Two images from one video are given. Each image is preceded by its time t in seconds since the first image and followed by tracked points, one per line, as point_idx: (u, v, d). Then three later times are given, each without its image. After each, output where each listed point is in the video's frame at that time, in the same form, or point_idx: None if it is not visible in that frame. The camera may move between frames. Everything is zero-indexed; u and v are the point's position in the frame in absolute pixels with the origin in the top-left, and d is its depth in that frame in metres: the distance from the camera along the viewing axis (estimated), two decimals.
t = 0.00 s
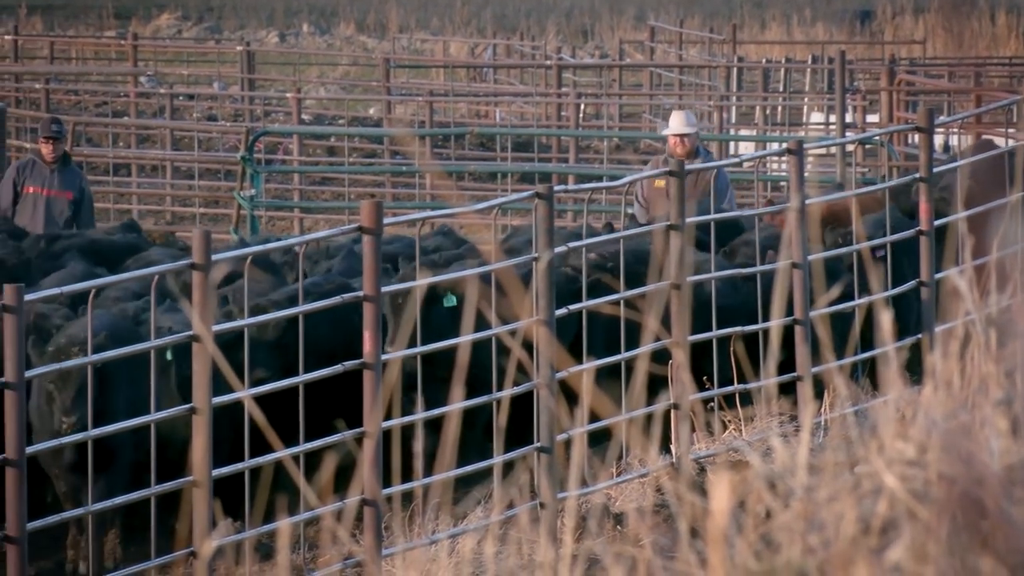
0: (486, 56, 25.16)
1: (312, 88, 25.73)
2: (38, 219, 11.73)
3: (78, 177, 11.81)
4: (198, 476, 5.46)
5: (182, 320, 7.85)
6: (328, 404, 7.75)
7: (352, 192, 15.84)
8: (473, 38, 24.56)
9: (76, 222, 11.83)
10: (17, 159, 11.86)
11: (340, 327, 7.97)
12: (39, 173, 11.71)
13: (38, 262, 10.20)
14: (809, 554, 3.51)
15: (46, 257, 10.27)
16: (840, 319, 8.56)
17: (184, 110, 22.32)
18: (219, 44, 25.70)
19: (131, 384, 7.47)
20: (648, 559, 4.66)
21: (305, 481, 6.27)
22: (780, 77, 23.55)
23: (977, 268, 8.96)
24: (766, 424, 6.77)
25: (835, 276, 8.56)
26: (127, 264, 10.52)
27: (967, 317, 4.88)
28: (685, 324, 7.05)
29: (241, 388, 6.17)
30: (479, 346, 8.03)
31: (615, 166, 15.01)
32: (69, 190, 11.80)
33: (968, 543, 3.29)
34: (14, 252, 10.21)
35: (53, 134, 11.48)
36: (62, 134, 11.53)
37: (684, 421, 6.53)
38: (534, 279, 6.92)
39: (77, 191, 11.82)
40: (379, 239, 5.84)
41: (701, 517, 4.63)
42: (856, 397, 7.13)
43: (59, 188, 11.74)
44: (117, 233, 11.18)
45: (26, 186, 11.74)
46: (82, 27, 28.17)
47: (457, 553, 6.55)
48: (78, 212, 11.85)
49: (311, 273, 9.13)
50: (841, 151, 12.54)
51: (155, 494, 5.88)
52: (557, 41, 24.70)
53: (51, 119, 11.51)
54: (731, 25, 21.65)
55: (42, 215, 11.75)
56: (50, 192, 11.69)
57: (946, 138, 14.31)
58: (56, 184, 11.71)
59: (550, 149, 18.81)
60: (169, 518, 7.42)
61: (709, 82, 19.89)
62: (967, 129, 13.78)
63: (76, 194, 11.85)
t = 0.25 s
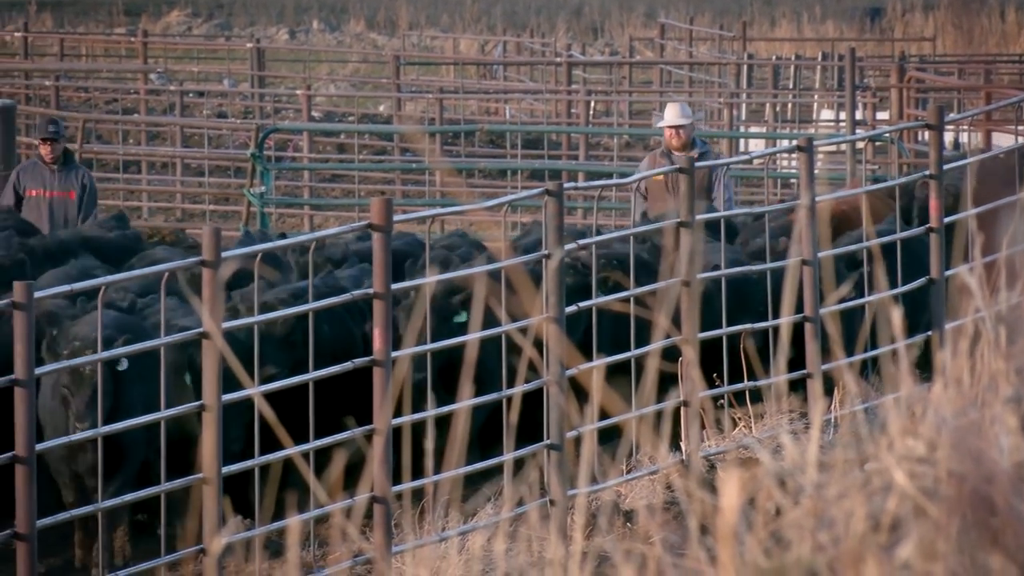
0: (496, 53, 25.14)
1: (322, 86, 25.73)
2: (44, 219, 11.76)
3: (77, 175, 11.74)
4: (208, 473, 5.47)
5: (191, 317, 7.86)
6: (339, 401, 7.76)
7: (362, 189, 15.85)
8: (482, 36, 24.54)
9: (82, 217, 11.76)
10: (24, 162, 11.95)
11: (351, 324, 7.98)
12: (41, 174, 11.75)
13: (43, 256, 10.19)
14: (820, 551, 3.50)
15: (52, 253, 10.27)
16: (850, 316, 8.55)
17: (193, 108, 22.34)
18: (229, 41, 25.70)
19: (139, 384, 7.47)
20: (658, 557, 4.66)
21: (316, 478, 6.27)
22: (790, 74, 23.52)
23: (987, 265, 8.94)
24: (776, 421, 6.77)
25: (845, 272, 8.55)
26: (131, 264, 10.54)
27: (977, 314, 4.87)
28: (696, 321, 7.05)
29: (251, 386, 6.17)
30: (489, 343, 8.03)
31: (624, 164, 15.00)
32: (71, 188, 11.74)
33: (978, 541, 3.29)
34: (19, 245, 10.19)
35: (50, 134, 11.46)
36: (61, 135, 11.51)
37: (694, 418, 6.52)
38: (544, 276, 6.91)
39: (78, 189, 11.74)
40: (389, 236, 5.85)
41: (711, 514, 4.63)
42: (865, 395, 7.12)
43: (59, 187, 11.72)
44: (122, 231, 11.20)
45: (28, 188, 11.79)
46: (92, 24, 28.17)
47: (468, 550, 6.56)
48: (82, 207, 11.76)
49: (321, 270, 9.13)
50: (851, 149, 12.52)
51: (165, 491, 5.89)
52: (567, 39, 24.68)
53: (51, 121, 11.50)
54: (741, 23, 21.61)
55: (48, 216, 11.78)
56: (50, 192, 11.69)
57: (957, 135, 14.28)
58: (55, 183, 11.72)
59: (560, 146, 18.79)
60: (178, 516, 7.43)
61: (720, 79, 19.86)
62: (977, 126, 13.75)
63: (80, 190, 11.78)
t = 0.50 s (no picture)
0: (517, 50, 25.15)
1: (344, 82, 25.81)
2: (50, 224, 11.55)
3: (75, 172, 11.49)
4: (229, 469, 5.49)
5: (213, 314, 7.90)
6: (360, 398, 7.79)
7: (385, 185, 15.89)
8: (504, 33, 24.55)
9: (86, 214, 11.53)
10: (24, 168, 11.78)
11: (373, 321, 8.00)
12: (40, 179, 11.54)
13: (68, 253, 10.25)
14: (841, 548, 3.51)
15: (76, 250, 10.32)
16: (872, 313, 8.54)
17: (216, 104, 22.41)
18: (250, 38, 25.75)
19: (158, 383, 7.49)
20: (679, 554, 4.68)
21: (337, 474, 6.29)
22: (812, 71, 23.49)
23: (1009, 261, 8.92)
24: (798, 418, 6.77)
25: (866, 270, 8.54)
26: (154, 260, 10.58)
27: (1000, 310, 4.86)
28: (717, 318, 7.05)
29: (273, 382, 6.20)
30: (510, 340, 8.04)
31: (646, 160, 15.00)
32: (71, 187, 11.51)
33: (1000, 538, 3.29)
34: (45, 242, 10.23)
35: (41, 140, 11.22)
36: (51, 139, 11.27)
37: (715, 415, 6.52)
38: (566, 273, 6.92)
39: (77, 187, 11.49)
40: (411, 233, 5.86)
41: (733, 511, 4.64)
42: (887, 392, 7.11)
43: (59, 189, 11.49)
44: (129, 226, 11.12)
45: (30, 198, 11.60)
46: (114, 20, 28.28)
47: (489, 547, 6.58)
48: (85, 205, 11.52)
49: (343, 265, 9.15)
50: (874, 145, 12.50)
51: (187, 487, 5.91)
52: (589, 35, 24.70)
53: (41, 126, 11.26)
54: (763, 19, 21.59)
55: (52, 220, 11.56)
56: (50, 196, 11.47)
57: (980, 132, 14.23)
58: (53, 186, 11.49)
59: (581, 143, 18.80)
60: (198, 514, 7.45)
61: (741, 75, 19.84)
62: (1000, 122, 13.71)
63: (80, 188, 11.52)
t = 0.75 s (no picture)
0: (551, 49, 25.16)
1: (379, 82, 25.89)
2: (70, 217, 11.39)
3: (94, 163, 11.37)
4: (265, 469, 5.52)
5: (249, 314, 7.94)
6: (395, 397, 7.81)
7: (420, 185, 15.93)
8: (539, 32, 24.56)
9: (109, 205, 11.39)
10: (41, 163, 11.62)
11: (407, 321, 8.03)
12: (59, 171, 11.40)
13: (109, 249, 10.14)
14: (876, 548, 3.52)
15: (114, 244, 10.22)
16: (907, 312, 8.51)
17: (251, 104, 22.50)
18: (286, 37, 25.84)
19: (192, 383, 7.53)
20: (714, 554, 4.68)
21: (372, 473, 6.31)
22: (846, 70, 23.41)
23: None
24: (833, 418, 6.76)
25: (901, 269, 8.51)
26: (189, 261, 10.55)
27: None
28: (752, 317, 7.04)
29: (308, 381, 6.23)
30: (545, 340, 8.05)
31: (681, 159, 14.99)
32: (91, 178, 11.38)
33: None
34: (85, 238, 10.16)
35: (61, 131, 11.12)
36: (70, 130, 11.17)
37: (750, 414, 6.52)
38: (600, 273, 6.93)
39: (98, 177, 11.36)
40: (446, 233, 5.88)
41: (768, 510, 4.64)
42: (923, 391, 7.09)
43: (78, 181, 11.35)
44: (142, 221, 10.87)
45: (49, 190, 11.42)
46: (150, 20, 28.42)
47: (524, 547, 6.60)
48: (107, 196, 11.37)
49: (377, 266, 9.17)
50: (910, 144, 12.46)
51: (222, 486, 5.94)
52: (623, 35, 24.69)
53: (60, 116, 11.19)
54: (797, 19, 21.52)
55: (72, 213, 11.41)
56: (71, 188, 11.31)
57: (1017, 131, 14.17)
58: (74, 178, 11.35)
59: (616, 142, 18.79)
60: (231, 515, 7.47)
61: (776, 75, 19.79)
62: None
63: (99, 180, 11.39)
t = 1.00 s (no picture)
0: (593, 49, 25.12)
1: (421, 82, 25.97)
2: (105, 219, 11.48)
3: (133, 168, 11.53)
4: (307, 469, 5.56)
5: (292, 314, 7.98)
6: (437, 397, 7.84)
7: (462, 185, 15.98)
8: (581, 32, 24.53)
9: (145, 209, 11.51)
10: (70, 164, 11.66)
11: (448, 321, 8.06)
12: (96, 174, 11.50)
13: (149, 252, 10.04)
14: (917, 547, 3.54)
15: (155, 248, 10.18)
16: (949, 312, 8.47)
17: (293, 104, 22.60)
18: (328, 38, 25.92)
19: (231, 384, 7.56)
20: (756, 555, 4.68)
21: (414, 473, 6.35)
22: (888, 70, 23.30)
23: None
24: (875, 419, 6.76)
25: (943, 270, 8.48)
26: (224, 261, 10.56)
27: None
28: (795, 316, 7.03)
29: (350, 381, 6.27)
30: (586, 340, 8.07)
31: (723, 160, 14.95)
32: (129, 182, 11.52)
33: None
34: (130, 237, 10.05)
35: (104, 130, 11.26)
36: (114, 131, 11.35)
37: (792, 415, 6.52)
38: (641, 273, 6.94)
39: (136, 181, 11.50)
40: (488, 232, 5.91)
41: (809, 510, 4.66)
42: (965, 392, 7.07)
43: (117, 184, 11.48)
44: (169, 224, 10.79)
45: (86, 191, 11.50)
46: (192, 20, 28.59)
47: (566, 547, 6.62)
48: (144, 199, 11.52)
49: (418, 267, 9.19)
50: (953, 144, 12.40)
51: (264, 487, 5.98)
52: (665, 35, 24.66)
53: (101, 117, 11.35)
54: (840, 19, 21.43)
55: (107, 214, 11.49)
56: (110, 189, 11.42)
57: None
58: (113, 180, 11.46)
59: (657, 142, 18.75)
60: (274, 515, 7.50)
61: (818, 75, 19.72)
62: None
63: (137, 186, 11.55)
